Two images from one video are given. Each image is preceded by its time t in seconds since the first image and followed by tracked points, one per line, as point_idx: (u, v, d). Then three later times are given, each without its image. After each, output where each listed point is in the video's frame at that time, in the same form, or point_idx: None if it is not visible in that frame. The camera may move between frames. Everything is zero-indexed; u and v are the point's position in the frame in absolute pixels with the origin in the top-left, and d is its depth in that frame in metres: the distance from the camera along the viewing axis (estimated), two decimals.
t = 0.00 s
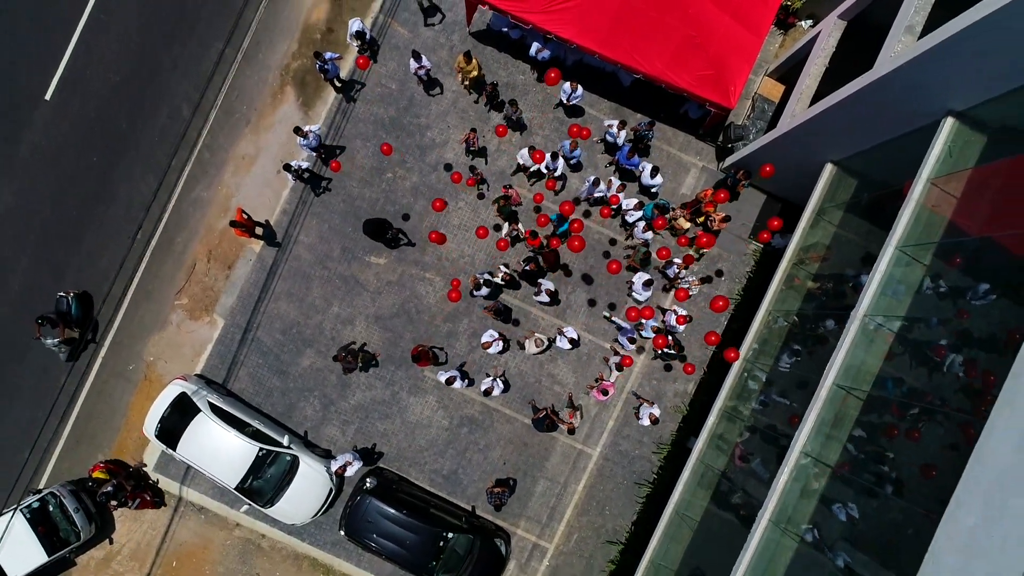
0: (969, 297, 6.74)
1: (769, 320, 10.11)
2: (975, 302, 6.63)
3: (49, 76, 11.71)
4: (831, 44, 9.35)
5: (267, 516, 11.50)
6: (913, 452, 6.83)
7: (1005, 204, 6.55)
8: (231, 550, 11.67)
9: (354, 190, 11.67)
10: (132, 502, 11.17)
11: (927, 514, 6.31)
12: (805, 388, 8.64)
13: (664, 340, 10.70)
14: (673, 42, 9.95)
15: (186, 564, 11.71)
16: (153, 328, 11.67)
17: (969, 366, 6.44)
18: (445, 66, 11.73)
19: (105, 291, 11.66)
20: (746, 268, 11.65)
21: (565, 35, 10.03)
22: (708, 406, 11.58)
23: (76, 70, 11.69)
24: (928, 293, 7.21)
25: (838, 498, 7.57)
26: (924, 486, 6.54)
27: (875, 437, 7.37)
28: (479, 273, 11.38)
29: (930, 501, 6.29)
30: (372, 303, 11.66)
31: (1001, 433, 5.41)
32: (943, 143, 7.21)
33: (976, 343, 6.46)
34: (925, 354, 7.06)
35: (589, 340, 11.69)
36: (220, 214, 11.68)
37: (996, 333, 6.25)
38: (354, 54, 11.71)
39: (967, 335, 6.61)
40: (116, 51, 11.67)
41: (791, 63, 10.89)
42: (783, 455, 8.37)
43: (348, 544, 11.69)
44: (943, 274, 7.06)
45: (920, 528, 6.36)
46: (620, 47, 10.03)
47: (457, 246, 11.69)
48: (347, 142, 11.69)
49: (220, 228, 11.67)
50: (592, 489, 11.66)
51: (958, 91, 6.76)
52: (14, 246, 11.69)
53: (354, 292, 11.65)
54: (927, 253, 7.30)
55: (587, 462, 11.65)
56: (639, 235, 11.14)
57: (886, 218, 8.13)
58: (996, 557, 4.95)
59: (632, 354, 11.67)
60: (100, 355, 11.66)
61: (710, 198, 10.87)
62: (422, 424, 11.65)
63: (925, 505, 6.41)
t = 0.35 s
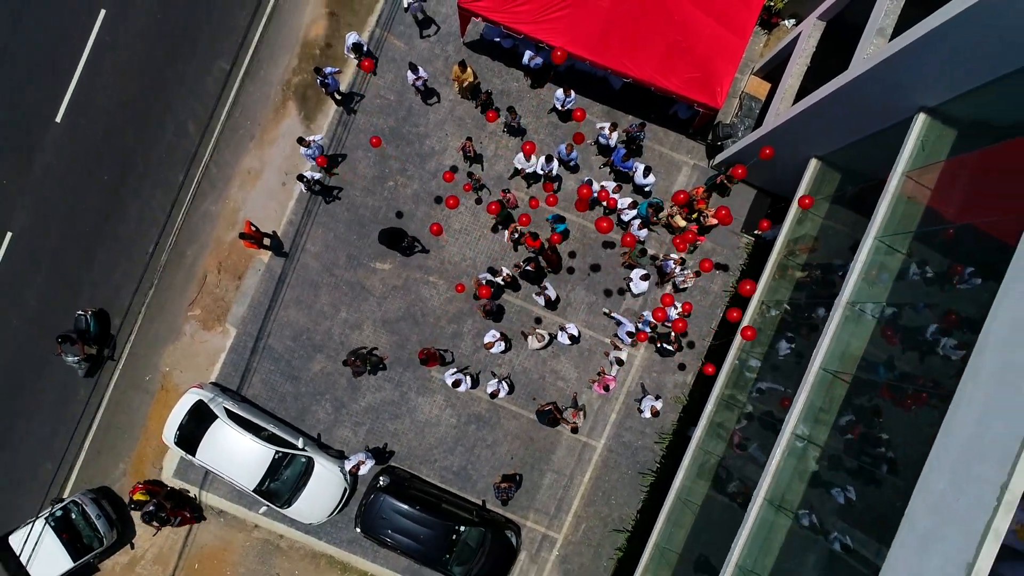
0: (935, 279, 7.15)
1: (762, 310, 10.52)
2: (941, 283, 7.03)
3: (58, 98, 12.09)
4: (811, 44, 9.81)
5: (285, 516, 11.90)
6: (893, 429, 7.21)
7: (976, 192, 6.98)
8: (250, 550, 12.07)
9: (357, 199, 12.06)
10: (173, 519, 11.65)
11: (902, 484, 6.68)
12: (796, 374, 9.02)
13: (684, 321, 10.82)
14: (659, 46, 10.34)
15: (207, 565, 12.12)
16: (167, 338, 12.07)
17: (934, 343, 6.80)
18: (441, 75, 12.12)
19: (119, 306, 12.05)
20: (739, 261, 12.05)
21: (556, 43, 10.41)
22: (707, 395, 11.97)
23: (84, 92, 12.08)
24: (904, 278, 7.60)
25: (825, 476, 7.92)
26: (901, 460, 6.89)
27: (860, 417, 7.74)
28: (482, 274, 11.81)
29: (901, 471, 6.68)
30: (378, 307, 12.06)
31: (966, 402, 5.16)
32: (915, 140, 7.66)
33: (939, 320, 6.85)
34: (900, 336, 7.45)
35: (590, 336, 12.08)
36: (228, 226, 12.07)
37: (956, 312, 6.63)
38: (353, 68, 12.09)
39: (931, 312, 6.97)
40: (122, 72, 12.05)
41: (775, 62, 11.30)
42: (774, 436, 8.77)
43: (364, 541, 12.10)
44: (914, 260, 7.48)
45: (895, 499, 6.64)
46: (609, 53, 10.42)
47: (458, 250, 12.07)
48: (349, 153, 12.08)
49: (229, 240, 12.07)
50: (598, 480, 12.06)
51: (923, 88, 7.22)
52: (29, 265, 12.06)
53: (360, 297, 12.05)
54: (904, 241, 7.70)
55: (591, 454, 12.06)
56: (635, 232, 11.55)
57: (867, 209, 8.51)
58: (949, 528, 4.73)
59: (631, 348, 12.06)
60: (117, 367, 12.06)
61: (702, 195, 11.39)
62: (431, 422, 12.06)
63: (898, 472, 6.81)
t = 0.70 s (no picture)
0: (909, 262, 7.55)
1: (755, 298, 10.94)
2: (914, 266, 7.41)
3: (70, 123, 12.59)
4: (791, 43, 10.14)
5: (303, 516, 12.33)
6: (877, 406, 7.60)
7: (946, 182, 7.29)
8: (271, 550, 12.51)
9: (361, 207, 12.50)
10: (223, 535, 12.14)
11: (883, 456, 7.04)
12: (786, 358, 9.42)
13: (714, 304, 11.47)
14: (645, 50, 10.77)
15: (230, 566, 12.55)
16: (183, 349, 12.51)
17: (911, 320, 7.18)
18: (437, 85, 12.56)
19: (135, 320, 12.49)
20: (732, 253, 12.45)
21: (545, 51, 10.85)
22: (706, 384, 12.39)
23: (95, 115, 12.57)
24: (884, 264, 7.98)
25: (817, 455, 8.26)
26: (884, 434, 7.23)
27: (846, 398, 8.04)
28: (484, 275, 12.26)
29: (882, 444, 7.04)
30: (385, 311, 12.49)
31: (935, 372, 5.53)
32: (890, 134, 8.11)
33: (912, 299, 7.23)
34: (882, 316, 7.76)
35: (591, 331, 12.51)
36: (238, 239, 12.50)
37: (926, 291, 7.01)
38: (352, 81, 12.53)
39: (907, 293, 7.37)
40: (131, 95, 12.55)
41: (757, 61, 11.74)
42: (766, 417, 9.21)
43: (380, 538, 12.51)
44: (892, 245, 7.89)
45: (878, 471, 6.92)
46: (598, 60, 10.86)
47: (460, 253, 12.50)
48: (351, 163, 12.51)
49: (239, 253, 12.50)
50: (604, 469, 12.49)
51: (894, 83, 7.66)
52: (48, 283, 12.52)
53: (368, 302, 12.48)
54: (882, 228, 8.12)
55: (597, 445, 12.49)
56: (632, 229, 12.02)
57: (848, 199, 8.94)
58: (923, 488, 5.14)
59: (631, 341, 12.49)
60: (135, 379, 12.49)
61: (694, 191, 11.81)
62: (441, 420, 12.49)
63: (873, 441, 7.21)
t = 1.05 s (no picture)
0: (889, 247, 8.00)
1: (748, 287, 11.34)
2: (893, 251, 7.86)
3: (80, 146, 13.02)
4: (773, 41, 10.62)
5: (322, 516, 12.77)
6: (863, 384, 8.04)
7: (920, 171, 7.68)
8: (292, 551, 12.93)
9: (365, 216, 12.93)
10: (280, 554, 12.61)
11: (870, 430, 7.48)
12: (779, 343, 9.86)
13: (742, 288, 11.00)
14: (633, 54, 11.20)
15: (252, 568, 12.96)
16: (199, 360, 12.94)
17: (892, 301, 7.62)
18: (433, 94, 12.99)
19: (151, 333, 12.91)
20: (724, 246, 12.89)
21: (537, 58, 11.29)
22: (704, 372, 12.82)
23: (104, 137, 13.01)
24: (866, 249, 8.42)
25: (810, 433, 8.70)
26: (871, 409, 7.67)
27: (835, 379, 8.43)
28: (487, 275, 12.70)
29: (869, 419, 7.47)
30: (392, 315, 12.92)
31: (909, 349, 6.00)
32: (867, 126, 8.56)
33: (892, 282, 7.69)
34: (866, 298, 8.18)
35: (592, 326, 12.93)
36: (247, 251, 12.93)
37: (904, 274, 7.44)
38: (351, 94, 12.97)
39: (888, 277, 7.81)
40: (138, 117, 12.99)
41: (741, 59, 12.18)
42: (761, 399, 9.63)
43: (397, 534, 12.94)
44: (873, 232, 8.32)
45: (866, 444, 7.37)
46: (587, 65, 11.29)
47: (462, 255, 12.93)
48: (353, 173, 12.94)
49: (249, 264, 12.93)
50: (610, 459, 12.91)
51: (868, 78, 8.11)
52: (65, 301, 12.95)
53: (375, 307, 12.91)
54: (864, 216, 8.55)
55: (602, 436, 12.92)
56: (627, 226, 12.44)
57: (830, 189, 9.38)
58: (902, 455, 5.60)
59: (631, 334, 12.92)
60: (153, 390, 12.92)
61: (685, 186, 12.20)
62: (451, 418, 12.92)
63: (862, 417, 7.62)
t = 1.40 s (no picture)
0: (857, 235, 8.61)
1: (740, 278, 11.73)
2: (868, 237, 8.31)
3: (90, 168, 13.46)
4: (753, 41, 11.06)
5: (339, 516, 13.20)
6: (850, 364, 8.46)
7: (896, 159, 8.05)
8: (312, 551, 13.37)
9: (369, 224, 13.36)
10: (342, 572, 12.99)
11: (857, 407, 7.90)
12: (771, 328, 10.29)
13: (750, 275, 11.12)
14: (619, 57, 11.62)
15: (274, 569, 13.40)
16: (214, 370, 13.38)
17: (877, 286, 7.89)
18: (430, 104, 13.41)
19: (167, 347, 13.35)
20: (717, 238, 13.31)
21: (527, 66, 11.71)
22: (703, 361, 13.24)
23: (113, 158, 13.45)
24: (848, 236, 8.84)
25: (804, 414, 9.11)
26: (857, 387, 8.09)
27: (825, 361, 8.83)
28: (488, 276, 13.15)
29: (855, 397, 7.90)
30: (399, 319, 13.35)
31: (886, 328, 6.41)
32: (843, 120, 9.03)
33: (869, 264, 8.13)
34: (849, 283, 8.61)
35: (592, 321, 13.36)
36: (256, 262, 13.36)
37: (894, 258, 7.63)
38: (350, 106, 13.40)
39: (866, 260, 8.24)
40: (145, 138, 13.43)
41: (725, 57, 12.60)
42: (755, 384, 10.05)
43: (413, 530, 13.37)
44: (854, 219, 8.74)
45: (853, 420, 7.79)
46: (576, 70, 11.71)
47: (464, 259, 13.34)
48: (355, 183, 13.37)
49: (258, 275, 13.37)
50: (616, 449, 13.34)
51: (843, 74, 8.53)
52: (83, 319, 13.40)
53: (382, 312, 13.34)
54: (844, 204, 9.00)
55: (607, 426, 13.34)
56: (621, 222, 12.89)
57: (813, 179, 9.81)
58: (883, 428, 6.01)
59: (632, 327, 13.34)
60: (171, 401, 13.36)
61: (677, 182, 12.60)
62: (460, 416, 13.34)
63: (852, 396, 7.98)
